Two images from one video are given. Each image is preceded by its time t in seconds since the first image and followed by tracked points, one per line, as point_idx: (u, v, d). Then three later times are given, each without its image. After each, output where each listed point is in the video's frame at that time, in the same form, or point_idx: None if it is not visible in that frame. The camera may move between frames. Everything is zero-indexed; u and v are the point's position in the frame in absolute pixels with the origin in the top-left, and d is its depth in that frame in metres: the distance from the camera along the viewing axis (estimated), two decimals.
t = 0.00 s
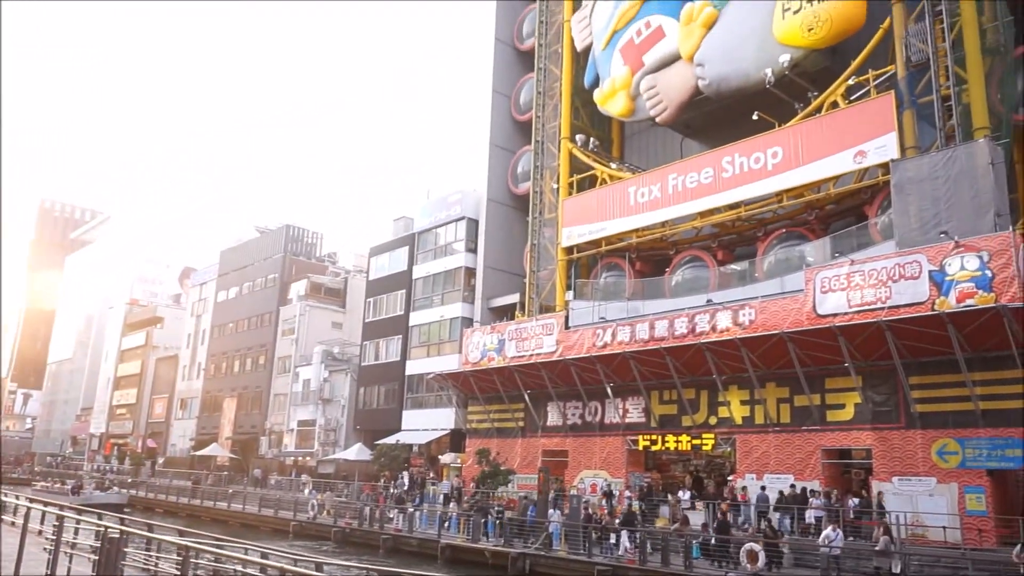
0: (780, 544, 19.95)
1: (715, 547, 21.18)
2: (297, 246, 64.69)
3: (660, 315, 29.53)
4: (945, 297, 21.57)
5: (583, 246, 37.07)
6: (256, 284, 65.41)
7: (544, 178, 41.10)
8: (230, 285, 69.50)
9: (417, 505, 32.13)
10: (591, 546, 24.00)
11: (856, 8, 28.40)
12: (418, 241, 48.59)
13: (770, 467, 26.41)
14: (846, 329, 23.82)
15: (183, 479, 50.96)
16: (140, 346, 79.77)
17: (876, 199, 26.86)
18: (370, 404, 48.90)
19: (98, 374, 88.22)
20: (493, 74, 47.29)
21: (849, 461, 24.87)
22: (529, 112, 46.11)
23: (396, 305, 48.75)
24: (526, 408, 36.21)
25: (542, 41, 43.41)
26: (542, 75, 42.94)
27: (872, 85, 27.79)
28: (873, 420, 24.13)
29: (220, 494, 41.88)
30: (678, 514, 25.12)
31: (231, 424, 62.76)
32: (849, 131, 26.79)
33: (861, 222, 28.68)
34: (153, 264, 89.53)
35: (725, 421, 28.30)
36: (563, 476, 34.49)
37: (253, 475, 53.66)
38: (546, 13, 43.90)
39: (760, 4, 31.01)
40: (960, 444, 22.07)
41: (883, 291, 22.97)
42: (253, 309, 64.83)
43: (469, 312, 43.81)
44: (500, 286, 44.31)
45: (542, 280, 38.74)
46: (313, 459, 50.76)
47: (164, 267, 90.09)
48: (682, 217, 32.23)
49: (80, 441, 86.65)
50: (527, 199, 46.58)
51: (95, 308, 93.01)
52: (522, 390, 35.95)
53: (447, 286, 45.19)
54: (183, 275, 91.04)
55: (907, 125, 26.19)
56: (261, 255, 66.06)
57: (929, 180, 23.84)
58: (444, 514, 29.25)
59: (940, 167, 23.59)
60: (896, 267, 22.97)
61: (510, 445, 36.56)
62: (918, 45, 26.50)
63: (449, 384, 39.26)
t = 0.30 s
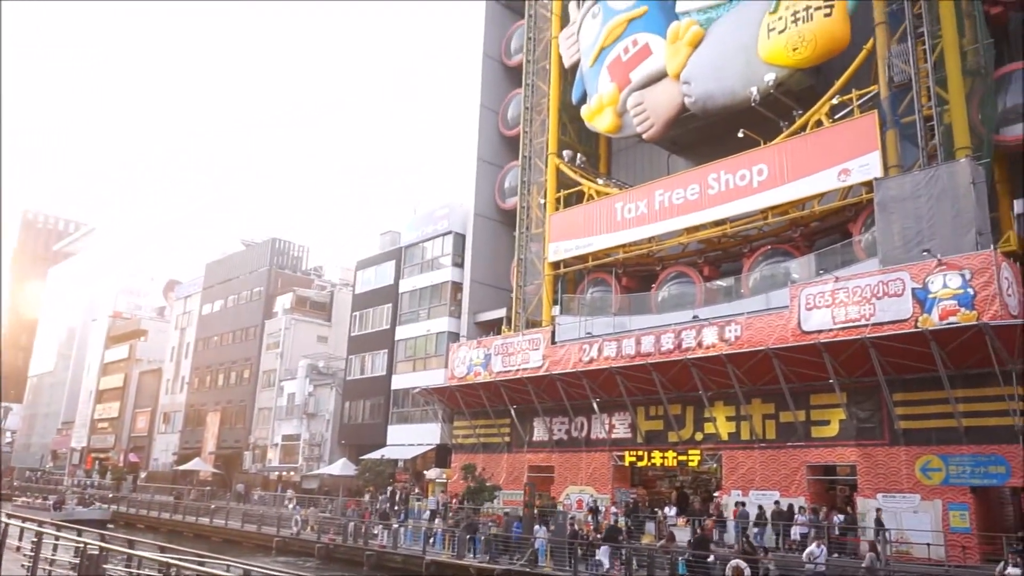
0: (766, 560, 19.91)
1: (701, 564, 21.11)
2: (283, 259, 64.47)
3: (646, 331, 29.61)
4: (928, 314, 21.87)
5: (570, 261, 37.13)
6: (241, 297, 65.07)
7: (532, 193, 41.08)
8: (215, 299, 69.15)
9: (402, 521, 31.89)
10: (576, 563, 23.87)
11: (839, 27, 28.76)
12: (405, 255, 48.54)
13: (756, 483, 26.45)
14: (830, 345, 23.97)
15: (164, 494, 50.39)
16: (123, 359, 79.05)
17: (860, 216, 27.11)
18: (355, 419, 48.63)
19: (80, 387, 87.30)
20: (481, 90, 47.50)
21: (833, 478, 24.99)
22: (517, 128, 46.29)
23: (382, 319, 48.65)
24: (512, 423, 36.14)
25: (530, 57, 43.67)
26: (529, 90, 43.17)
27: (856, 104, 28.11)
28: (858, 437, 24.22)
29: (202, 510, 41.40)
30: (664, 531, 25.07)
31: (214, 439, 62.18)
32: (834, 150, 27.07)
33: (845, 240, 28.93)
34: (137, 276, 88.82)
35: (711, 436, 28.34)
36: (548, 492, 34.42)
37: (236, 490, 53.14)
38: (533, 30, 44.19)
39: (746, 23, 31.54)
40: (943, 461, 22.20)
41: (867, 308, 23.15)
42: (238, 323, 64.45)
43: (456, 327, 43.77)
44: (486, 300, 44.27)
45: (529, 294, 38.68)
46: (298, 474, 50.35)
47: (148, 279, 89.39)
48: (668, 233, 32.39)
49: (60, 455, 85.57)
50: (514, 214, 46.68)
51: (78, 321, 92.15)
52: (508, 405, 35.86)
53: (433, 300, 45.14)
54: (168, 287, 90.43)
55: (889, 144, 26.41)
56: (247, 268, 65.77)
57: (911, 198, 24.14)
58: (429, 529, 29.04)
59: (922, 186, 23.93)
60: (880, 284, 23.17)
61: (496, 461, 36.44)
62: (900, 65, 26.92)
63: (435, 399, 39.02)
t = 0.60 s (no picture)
0: None
1: None
2: (264, 271, 64.10)
3: (628, 348, 29.66)
4: (906, 334, 22.10)
5: (552, 278, 37.16)
6: (221, 309, 64.56)
7: (515, 210, 41.12)
8: (194, 310, 68.59)
9: (379, 537, 31.53)
10: None
11: (821, 51, 29.19)
12: (388, 269, 48.44)
13: (735, 502, 26.44)
14: (810, 365, 24.12)
15: (138, 508, 49.61)
16: (100, 370, 78.08)
17: (840, 237, 27.39)
18: (334, 433, 48.25)
19: (55, 398, 86.04)
20: (466, 105, 47.67)
21: (811, 497, 25.08)
22: (501, 144, 46.45)
23: (363, 333, 48.47)
24: (492, 439, 36.00)
25: (515, 74, 43.92)
26: (515, 108, 43.38)
27: (837, 127, 28.47)
28: (836, 456, 24.33)
29: (176, 524, 40.74)
30: (642, 549, 24.98)
31: (190, 452, 61.39)
32: (814, 172, 27.39)
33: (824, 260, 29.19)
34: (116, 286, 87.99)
35: (691, 454, 28.36)
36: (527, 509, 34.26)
37: (211, 504, 52.43)
38: (519, 47, 44.47)
39: (729, 45, 31.96)
40: (920, 481, 22.36)
41: (846, 328, 23.35)
42: (217, 335, 63.87)
43: (437, 342, 43.67)
44: (468, 316, 44.18)
45: (512, 310, 38.67)
46: (275, 489, 49.79)
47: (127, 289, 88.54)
48: (651, 251, 32.54)
49: (33, 467, 84.12)
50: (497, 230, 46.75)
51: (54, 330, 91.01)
52: (488, 421, 35.72)
53: (415, 315, 45.05)
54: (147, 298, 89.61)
55: (869, 167, 26.71)
56: (228, 280, 65.32)
57: (890, 221, 24.44)
58: (407, 546, 28.73)
59: (901, 209, 24.27)
60: (859, 304, 23.38)
61: (475, 477, 36.24)
62: (879, 90, 27.28)
63: (415, 414, 38.69)
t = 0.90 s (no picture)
0: None
1: None
2: (248, 285, 63.71)
3: (611, 366, 29.66)
4: (887, 354, 22.26)
5: (537, 294, 37.15)
6: (203, 323, 64.05)
7: (500, 226, 41.14)
8: (176, 323, 68.00)
9: (359, 555, 31.14)
10: None
11: (803, 73, 29.56)
12: (372, 284, 48.32)
13: (717, 521, 26.42)
14: (792, 384, 24.22)
15: (114, 524, 48.81)
16: (78, 383, 77.09)
17: (822, 257, 27.63)
18: (315, 450, 47.83)
19: (31, 411, 84.78)
20: (452, 122, 47.78)
21: (793, 516, 25.11)
22: (487, 160, 46.56)
23: (346, 348, 48.24)
24: (474, 456, 35.82)
25: (502, 92, 44.14)
26: (501, 125, 43.54)
27: (819, 148, 28.79)
28: (817, 476, 24.40)
29: (153, 541, 40.09)
30: (625, 568, 24.81)
31: (169, 467, 60.59)
32: (797, 192, 27.64)
33: (807, 280, 29.42)
34: (97, 298, 87.11)
35: (674, 473, 28.35)
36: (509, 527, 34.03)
37: (189, 521, 51.69)
38: (506, 65, 44.71)
39: (713, 65, 32.28)
40: (901, 501, 22.45)
41: (828, 347, 23.49)
42: (199, 349, 63.30)
43: (420, 358, 43.51)
44: (452, 332, 44.04)
45: (496, 326, 38.51)
46: (254, 505, 49.23)
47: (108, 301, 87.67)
48: (635, 269, 32.64)
49: (7, 482, 82.69)
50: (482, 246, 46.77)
51: (32, 342, 89.82)
52: (471, 438, 35.55)
53: (399, 331, 44.90)
54: (128, 311, 88.74)
55: (851, 188, 26.92)
56: (210, 293, 64.86)
57: (871, 242, 24.68)
58: (387, 564, 28.37)
59: (882, 230, 24.52)
60: (840, 324, 23.54)
61: (457, 495, 35.97)
62: (861, 112, 27.64)
63: (397, 430, 38.34)
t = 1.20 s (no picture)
0: None
1: None
2: (234, 302, 63.36)
3: (599, 385, 29.64)
4: (872, 374, 22.36)
5: (524, 313, 37.14)
6: (188, 340, 63.61)
7: (488, 245, 41.16)
8: (161, 340, 67.48)
9: None
10: None
11: (788, 94, 29.88)
12: (359, 302, 48.20)
13: (705, 541, 26.36)
14: (778, 404, 24.29)
15: (95, 545, 48.08)
16: (60, 401, 76.22)
17: (808, 277, 27.84)
18: (301, 469, 47.43)
19: (12, 430, 83.68)
20: (440, 141, 47.90)
21: (781, 536, 25.10)
22: (475, 179, 46.66)
23: (333, 366, 48.01)
24: (462, 475, 35.62)
25: (490, 111, 44.32)
26: (489, 143, 43.70)
27: (804, 169, 29.08)
28: (804, 496, 24.43)
29: (135, 562, 39.52)
30: None
31: (152, 486, 59.87)
32: (783, 213, 27.87)
33: (793, 299, 29.60)
34: (81, 315, 86.36)
35: (661, 493, 28.30)
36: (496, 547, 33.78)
37: (172, 541, 51.02)
38: (494, 85, 44.94)
39: (699, 87, 32.57)
40: (888, 521, 22.48)
41: (814, 367, 23.59)
42: (184, 367, 62.80)
43: (407, 376, 43.34)
44: (439, 350, 43.91)
45: (483, 344, 38.32)
46: (238, 525, 48.72)
47: (92, 318, 86.92)
48: (622, 289, 32.72)
49: None
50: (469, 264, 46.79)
51: (14, 359, 88.84)
52: (458, 457, 35.37)
53: (386, 349, 44.74)
54: (112, 328, 87.98)
55: (835, 209, 27.12)
56: (196, 310, 64.48)
57: (856, 262, 24.88)
58: None
59: (867, 250, 24.72)
60: (826, 344, 23.67)
61: (444, 514, 35.72)
62: (845, 134, 27.96)
63: (384, 449, 38.06)
